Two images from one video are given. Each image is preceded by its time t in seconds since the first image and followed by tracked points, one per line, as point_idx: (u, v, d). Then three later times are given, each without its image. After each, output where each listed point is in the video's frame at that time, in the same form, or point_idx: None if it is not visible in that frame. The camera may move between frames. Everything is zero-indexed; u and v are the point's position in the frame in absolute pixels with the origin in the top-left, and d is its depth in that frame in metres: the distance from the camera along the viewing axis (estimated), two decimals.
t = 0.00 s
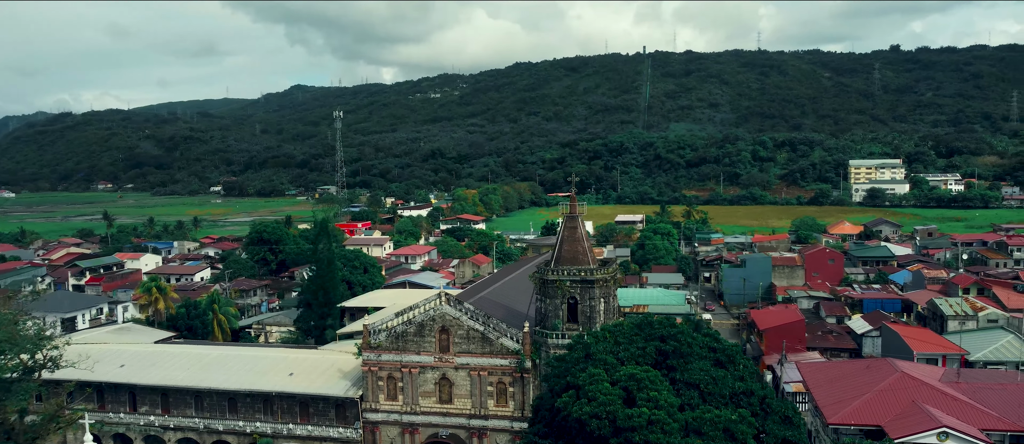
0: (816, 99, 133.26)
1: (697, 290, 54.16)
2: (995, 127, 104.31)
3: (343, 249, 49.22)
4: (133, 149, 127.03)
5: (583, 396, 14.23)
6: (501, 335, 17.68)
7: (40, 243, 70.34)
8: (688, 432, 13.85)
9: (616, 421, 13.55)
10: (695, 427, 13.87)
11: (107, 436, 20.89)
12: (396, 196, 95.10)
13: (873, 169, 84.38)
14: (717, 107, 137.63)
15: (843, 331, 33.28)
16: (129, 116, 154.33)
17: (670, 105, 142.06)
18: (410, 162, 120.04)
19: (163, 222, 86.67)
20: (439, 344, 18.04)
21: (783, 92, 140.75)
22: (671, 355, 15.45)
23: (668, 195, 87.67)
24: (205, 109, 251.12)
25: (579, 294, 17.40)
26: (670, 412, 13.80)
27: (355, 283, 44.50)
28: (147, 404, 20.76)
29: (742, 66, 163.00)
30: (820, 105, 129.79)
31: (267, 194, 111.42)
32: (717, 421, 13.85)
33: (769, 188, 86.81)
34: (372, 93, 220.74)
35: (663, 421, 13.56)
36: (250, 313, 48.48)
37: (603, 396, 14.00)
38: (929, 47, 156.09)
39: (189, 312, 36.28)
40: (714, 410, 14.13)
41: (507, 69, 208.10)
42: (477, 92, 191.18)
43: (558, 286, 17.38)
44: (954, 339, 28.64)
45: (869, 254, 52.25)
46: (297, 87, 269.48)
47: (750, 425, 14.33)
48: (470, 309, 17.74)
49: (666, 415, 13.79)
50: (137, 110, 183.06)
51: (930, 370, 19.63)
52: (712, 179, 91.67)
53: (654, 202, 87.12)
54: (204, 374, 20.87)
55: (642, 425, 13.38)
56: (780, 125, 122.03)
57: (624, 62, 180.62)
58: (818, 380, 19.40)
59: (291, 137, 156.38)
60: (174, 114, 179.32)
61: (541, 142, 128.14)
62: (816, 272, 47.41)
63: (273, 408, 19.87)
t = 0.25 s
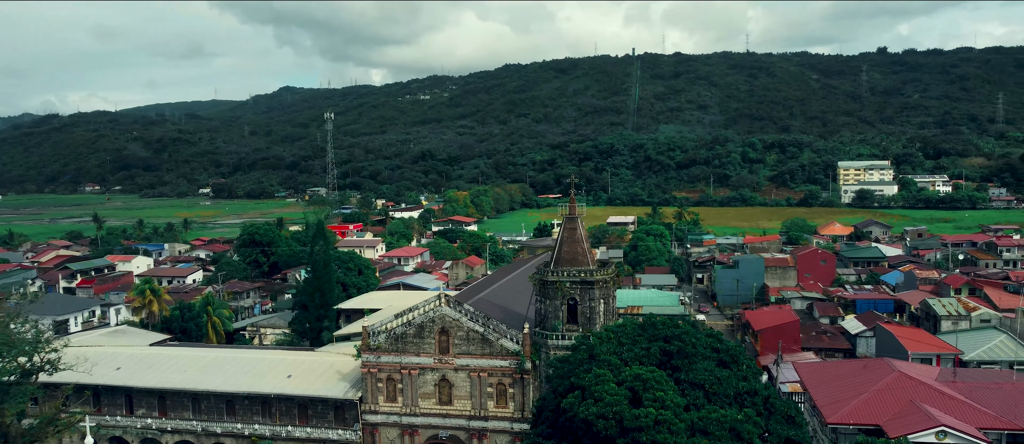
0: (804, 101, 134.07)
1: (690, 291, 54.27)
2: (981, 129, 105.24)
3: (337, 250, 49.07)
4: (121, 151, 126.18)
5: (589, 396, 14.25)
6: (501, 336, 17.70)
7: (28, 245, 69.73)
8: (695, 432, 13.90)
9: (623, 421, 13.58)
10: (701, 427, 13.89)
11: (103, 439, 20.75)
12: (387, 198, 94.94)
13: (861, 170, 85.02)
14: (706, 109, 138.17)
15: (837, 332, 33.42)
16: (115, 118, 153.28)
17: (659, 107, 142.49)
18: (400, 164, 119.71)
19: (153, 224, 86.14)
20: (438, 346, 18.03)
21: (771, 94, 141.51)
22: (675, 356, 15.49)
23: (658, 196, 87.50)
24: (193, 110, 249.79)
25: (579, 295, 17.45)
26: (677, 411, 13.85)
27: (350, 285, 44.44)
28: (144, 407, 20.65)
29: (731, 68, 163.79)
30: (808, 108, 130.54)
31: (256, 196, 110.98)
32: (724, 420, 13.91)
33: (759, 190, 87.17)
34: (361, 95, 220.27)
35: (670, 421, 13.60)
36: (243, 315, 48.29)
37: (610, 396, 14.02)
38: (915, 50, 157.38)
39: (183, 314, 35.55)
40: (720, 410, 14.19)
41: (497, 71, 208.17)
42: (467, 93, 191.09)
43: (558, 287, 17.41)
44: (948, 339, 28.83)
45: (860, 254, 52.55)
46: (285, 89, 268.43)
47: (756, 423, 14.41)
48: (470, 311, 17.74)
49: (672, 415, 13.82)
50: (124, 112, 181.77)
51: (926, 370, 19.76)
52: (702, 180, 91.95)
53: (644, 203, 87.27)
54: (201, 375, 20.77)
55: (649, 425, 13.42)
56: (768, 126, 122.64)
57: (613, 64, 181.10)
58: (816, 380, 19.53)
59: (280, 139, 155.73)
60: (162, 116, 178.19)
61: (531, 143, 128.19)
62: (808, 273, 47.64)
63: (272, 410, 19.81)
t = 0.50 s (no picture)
0: (791, 103, 134.91)
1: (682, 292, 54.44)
2: (965, 130, 106.22)
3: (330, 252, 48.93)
4: (106, 153, 125.14)
5: (595, 397, 14.29)
6: (501, 337, 17.71)
7: (16, 248, 69.07)
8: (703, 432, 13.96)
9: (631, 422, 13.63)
10: (708, 427, 13.95)
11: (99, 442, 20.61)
12: (376, 200, 94.76)
13: (848, 172, 85.69)
14: (693, 111, 138.72)
15: (830, 332, 33.57)
16: (100, 119, 151.96)
17: (646, 109, 142.92)
18: (388, 166, 119.40)
19: (142, 226, 85.58)
20: (438, 347, 18.02)
21: (758, 96, 142.31)
22: (679, 356, 15.55)
23: (647, 198, 87.86)
24: (179, 112, 248.14)
25: (579, 296, 17.50)
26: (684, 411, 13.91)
27: (343, 287, 44.40)
28: (140, 410, 20.53)
29: (718, 71, 164.59)
30: (794, 109, 131.34)
31: (244, 198, 110.45)
32: (731, 420, 13.98)
33: (747, 191, 87.55)
34: (349, 96, 219.62)
35: (677, 421, 13.66)
36: (235, 318, 48.08)
37: (617, 397, 14.08)
38: (900, 52, 158.77)
39: (177, 317, 35.79)
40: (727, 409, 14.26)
41: (485, 73, 208.21)
42: (455, 95, 191.00)
43: (558, 288, 17.45)
44: (940, 338, 29.05)
45: (850, 255, 52.90)
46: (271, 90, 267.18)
47: (762, 423, 14.48)
48: (470, 312, 17.75)
49: (680, 414, 13.89)
50: (109, 114, 180.24)
51: (920, 369, 19.93)
52: (691, 182, 92.25)
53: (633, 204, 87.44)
54: (198, 378, 20.66)
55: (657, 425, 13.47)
56: (755, 128, 123.27)
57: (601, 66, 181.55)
58: (813, 380, 19.66)
59: (267, 141, 154.97)
60: (147, 117, 176.82)
61: (519, 145, 128.23)
62: (798, 273, 47.91)
63: (270, 413, 19.75)
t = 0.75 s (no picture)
0: (779, 105, 135.67)
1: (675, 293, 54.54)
2: (951, 132, 107.10)
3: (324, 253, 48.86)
4: (93, 155, 124.26)
5: (602, 397, 14.34)
6: (500, 338, 17.73)
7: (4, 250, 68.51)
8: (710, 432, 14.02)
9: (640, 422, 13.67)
10: (716, 427, 14.00)
11: None
12: (367, 202, 94.63)
13: (837, 173, 86.30)
14: (682, 113, 139.25)
15: (824, 332, 33.77)
16: (87, 121, 150.87)
17: (636, 111, 143.29)
18: (378, 167, 119.20)
19: (131, 228, 85.05)
20: (438, 348, 18.02)
21: (747, 98, 142.99)
22: (684, 356, 15.62)
23: (637, 199, 88.06)
24: (167, 113, 246.60)
25: (579, 296, 17.55)
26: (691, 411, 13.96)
27: (339, 289, 44.30)
28: (136, 413, 20.44)
29: (706, 73, 165.45)
30: (782, 111, 132.04)
31: (233, 200, 110.03)
32: (739, 420, 14.07)
33: (736, 193, 87.89)
34: (337, 98, 219.05)
35: (684, 421, 13.72)
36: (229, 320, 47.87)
37: (624, 397, 14.13)
38: (886, 54, 160.01)
39: (171, 319, 35.34)
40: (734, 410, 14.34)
41: (474, 74, 208.20)
42: (444, 97, 190.89)
43: (558, 289, 17.50)
44: (934, 338, 29.25)
45: (842, 256, 52.96)
46: (259, 92, 266.03)
47: (768, 423, 14.56)
48: (469, 313, 17.76)
49: (688, 414, 13.94)
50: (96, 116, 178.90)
51: (917, 369, 20.07)
52: (680, 183, 92.55)
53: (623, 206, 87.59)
54: (196, 380, 20.61)
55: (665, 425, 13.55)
56: (743, 130, 123.81)
57: (590, 68, 182.03)
58: (810, 380, 19.79)
59: (256, 142, 154.34)
60: (134, 119, 175.58)
61: (508, 147, 128.25)
62: (791, 274, 48.08)
63: (268, 415, 19.71)
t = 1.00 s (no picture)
0: (766, 107, 136.45)
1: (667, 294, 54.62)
2: (936, 134, 108.08)
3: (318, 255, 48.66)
4: (78, 157, 123.17)
5: (610, 397, 14.38)
6: (501, 340, 17.76)
7: None
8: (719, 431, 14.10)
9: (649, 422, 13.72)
10: (724, 427, 14.09)
11: None
12: (356, 203, 94.36)
13: (824, 175, 86.91)
14: (671, 115, 139.76)
15: (817, 332, 33.93)
16: (71, 123, 149.46)
17: (624, 112, 143.67)
18: (367, 169, 118.90)
19: (118, 231, 84.34)
20: (438, 350, 18.02)
21: (734, 100, 143.72)
22: (689, 356, 15.71)
23: (626, 201, 88.15)
24: (152, 115, 244.70)
25: (579, 298, 17.61)
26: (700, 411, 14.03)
27: (332, 291, 44.11)
28: (133, 416, 20.31)
29: (694, 74, 166.20)
30: (769, 113, 132.79)
31: (220, 202, 109.50)
32: (746, 419, 14.16)
33: (725, 194, 88.19)
34: (325, 99, 218.31)
35: (693, 420, 13.78)
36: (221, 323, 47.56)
37: (632, 397, 14.19)
38: (871, 56, 161.47)
39: (164, 321, 34.93)
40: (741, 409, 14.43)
41: (462, 76, 208.15)
42: (433, 98, 190.61)
43: (559, 290, 17.56)
44: (927, 338, 29.46)
45: (832, 257, 53.06)
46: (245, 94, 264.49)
47: (774, 422, 14.65)
48: (470, 314, 17.79)
49: (696, 414, 14.01)
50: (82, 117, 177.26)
51: (912, 368, 20.25)
52: (669, 185, 92.85)
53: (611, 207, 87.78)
54: (194, 382, 20.49)
55: (674, 425, 13.60)
56: (731, 132, 124.37)
57: (578, 70, 182.46)
58: (807, 380, 19.92)
59: (243, 144, 153.57)
60: (120, 121, 174.13)
61: (496, 149, 128.26)
62: (783, 275, 48.30)
63: (267, 417, 19.64)
